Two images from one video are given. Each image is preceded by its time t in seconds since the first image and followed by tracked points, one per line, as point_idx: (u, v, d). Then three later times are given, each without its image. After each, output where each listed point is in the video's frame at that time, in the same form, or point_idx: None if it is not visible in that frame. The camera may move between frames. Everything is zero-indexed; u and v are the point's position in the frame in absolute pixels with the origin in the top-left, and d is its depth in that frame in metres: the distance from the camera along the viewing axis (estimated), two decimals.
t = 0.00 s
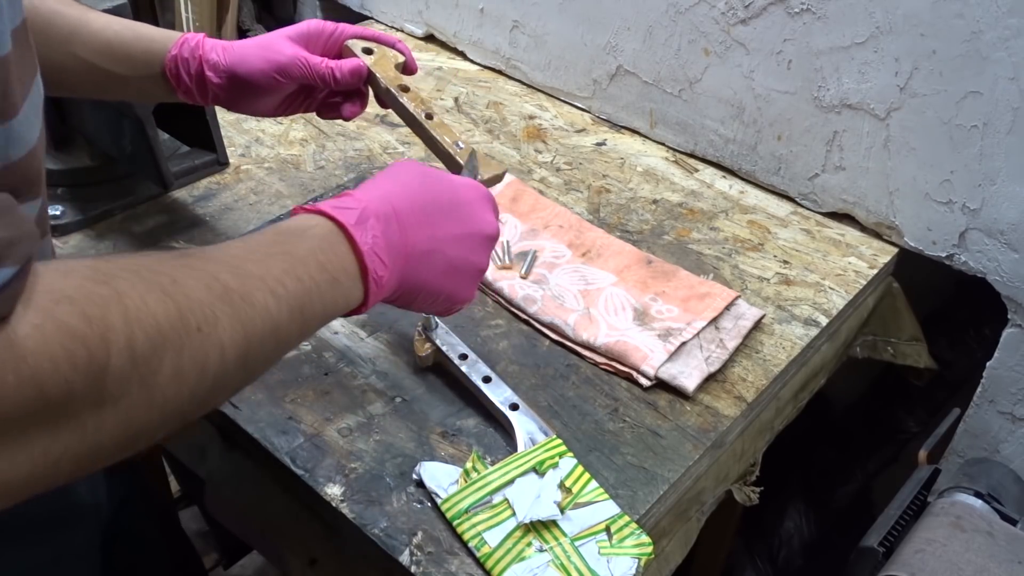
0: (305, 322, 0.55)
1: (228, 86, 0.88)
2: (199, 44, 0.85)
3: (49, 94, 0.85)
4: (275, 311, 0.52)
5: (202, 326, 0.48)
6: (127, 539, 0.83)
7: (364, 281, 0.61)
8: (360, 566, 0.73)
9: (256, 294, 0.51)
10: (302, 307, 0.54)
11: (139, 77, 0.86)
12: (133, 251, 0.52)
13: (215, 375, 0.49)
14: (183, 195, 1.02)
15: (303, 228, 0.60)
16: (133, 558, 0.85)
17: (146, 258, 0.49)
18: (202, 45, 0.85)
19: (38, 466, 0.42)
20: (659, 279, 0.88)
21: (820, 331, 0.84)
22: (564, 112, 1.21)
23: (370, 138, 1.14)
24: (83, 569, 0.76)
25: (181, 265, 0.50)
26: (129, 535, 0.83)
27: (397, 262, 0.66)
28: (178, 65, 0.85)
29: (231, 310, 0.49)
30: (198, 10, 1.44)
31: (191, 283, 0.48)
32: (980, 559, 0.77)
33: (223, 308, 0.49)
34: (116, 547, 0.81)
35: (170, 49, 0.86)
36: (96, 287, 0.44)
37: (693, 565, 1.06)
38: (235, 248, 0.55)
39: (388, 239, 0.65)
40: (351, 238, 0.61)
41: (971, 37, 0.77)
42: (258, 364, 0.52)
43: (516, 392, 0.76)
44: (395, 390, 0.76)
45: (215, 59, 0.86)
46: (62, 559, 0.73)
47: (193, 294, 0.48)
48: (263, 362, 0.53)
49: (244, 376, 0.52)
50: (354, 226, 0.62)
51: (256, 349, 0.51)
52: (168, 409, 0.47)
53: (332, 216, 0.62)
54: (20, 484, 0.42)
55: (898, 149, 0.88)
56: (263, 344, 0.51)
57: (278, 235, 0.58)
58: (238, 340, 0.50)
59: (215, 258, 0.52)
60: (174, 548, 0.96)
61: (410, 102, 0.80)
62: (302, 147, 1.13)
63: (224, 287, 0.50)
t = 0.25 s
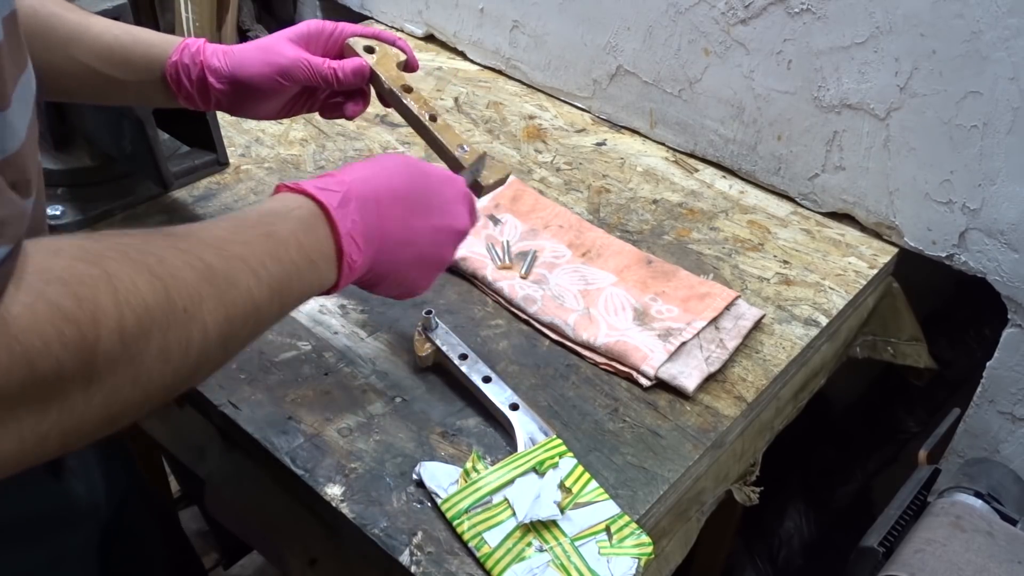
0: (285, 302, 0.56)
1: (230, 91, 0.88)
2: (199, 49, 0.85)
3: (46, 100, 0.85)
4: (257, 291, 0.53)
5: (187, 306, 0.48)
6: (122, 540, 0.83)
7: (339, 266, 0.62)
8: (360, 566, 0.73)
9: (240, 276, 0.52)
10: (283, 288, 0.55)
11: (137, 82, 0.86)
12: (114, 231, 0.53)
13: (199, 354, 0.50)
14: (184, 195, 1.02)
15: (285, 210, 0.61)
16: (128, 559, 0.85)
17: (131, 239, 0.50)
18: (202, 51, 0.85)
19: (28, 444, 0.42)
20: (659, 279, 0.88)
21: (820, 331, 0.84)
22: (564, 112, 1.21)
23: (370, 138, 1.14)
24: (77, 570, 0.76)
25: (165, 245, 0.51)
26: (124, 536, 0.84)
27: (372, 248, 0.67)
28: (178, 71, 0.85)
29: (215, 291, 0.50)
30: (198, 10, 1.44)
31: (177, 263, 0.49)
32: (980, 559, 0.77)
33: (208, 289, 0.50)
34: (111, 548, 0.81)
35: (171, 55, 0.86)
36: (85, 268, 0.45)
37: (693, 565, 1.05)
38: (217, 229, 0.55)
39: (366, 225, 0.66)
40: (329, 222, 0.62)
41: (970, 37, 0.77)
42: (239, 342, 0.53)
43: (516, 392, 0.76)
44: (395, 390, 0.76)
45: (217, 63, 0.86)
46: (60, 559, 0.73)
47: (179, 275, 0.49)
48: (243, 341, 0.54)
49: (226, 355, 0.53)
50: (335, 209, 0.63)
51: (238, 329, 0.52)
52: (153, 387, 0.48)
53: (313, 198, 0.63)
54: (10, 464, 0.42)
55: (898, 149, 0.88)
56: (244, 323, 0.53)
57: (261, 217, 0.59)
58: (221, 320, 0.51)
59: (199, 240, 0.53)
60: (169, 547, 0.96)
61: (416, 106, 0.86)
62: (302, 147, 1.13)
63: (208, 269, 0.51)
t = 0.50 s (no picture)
0: (301, 291, 0.57)
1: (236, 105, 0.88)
2: (206, 65, 0.85)
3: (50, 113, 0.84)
4: (271, 281, 0.54)
5: (200, 295, 0.50)
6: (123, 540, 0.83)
7: (352, 257, 0.63)
8: (360, 566, 0.73)
9: (258, 265, 0.53)
10: (298, 279, 0.56)
11: (147, 96, 0.86)
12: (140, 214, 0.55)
13: (210, 340, 0.51)
14: (184, 195, 1.02)
15: (309, 196, 0.62)
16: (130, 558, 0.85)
17: (152, 225, 0.51)
18: (209, 66, 0.85)
19: (41, 424, 0.44)
20: (659, 279, 0.88)
21: (820, 331, 0.84)
22: (564, 112, 1.21)
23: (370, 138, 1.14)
24: (82, 570, 0.76)
25: (185, 233, 0.52)
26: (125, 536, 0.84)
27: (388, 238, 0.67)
28: (185, 84, 0.85)
29: (229, 281, 0.51)
30: (198, 10, 1.44)
31: (193, 252, 0.50)
32: (980, 559, 0.77)
33: (222, 278, 0.51)
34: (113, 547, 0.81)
35: (177, 69, 0.86)
36: (98, 255, 0.46)
37: (693, 565, 1.05)
38: (239, 215, 0.56)
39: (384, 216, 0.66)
40: (348, 214, 0.62)
41: (970, 37, 0.77)
42: (253, 329, 0.55)
43: (516, 392, 0.76)
44: (395, 390, 0.76)
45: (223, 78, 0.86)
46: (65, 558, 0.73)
47: (194, 263, 0.50)
48: (257, 329, 0.55)
49: (240, 341, 0.54)
50: (355, 203, 0.63)
51: (251, 317, 0.53)
52: (163, 371, 0.49)
53: (335, 185, 0.63)
54: (24, 441, 0.44)
55: (898, 149, 0.88)
56: (258, 312, 0.54)
57: (284, 202, 0.59)
58: (234, 309, 0.52)
59: (219, 227, 0.54)
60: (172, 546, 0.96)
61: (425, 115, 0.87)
62: (302, 146, 1.13)
63: (225, 258, 0.52)
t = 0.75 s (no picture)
0: (346, 287, 0.57)
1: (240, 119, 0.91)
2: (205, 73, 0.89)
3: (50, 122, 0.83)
4: (320, 276, 0.54)
5: (256, 290, 0.49)
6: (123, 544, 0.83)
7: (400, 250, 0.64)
8: (361, 567, 0.73)
9: (305, 261, 0.53)
10: (342, 274, 0.56)
11: (148, 105, 0.87)
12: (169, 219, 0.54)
13: (264, 336, 0.50)
14: (183, 195, 1.02)
15: (348, 195, 0.62)
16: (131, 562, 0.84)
17: (200, 224, 0.51)
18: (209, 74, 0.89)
19: (97, 425, 0.43)
20: (659, 279, 0.88)
21: (820, 331, 0.84)
22: (564, 112, 1.21)
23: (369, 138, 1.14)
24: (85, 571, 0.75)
25: (231, 231, 0.51)
26: (124, 539, 0.83)
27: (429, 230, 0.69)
28: (189, 102, 0.88)
29: (282, 276, 0.51)
30: (198, 10, 1.44)
31: (243, 248, 0.50)
32: (980, 559, 0.77)
33: (275, 273, 0.50)
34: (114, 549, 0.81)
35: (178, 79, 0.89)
36: (152, 251, 0.45)
37: (694, 565, 1.05)
38: (279, 215, 0.56)
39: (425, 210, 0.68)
40: (390, 211, 0.63)
41: (971, 37, 0.77)
42: (303, 325, 0.54)
43: (516, 392, 0.76)
44: (395, 390, 0.76)
45: (221, 93, 0.89)
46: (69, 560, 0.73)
47: (246, 259, 0.49)
48: (306, 325, 0.54)
49: (292, 337, 0.53)
50: (396, 200, 0.64)
51: (301, 314, 0.53)
52: (223, 369, 0.49)
53: (374, 185, 0.64)
54: (81, 444, 0.43)
55: (898, 149, 0.88)
56: (309, 307, 0.53)
57: (320, 203, 0.59)
58: (287, 304, 0.51)
59: (264, 225, 0.53)
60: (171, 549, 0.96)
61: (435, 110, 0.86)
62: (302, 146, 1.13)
63: (275, 253, 0.51)
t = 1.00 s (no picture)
0: (262, 296, 0.58)
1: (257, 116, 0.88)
2: (222, 83, 0.85)
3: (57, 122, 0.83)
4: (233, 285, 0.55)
5: (167, 297, 0.50)
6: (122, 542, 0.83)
7: (306, 261, 0.62)
8: (361, 567, 0.73)
9: (219, 271, 0.54)
10: (259, 282, 0.57)
11: (158, 108, 0.86)
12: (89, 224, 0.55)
13: (174, 343, 0.51)
14: (184, 195, 1.02)
15: (254, 205, 0.62)
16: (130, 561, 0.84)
17: (123, 231, 0.51)
18: (226, 84, 0.86)
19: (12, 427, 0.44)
20: (659, 279, 0.88)
21: (820, 331, 0.84)
22: (564, 112, 1.21)
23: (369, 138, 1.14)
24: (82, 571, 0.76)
25: (147, 238, 0.52)
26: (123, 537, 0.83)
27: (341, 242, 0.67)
28: (201, 100, 0.86)
29: (194, 285, 0.52)
30: (198, 11, 1.44)
31: (161, 257, 0.51)
32: (980, 559, 0.77)
33: (190, 284, 0.52)
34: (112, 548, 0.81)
35: (193, 85, 0.86)
36: (77, 259, 0.46)
37: (694, 565, 1.05)
38: (198, 223, 0.57)
39: (332, 219, 0.66)
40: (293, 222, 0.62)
41: (970, 37, 0.77)
42: (213, 334, 0.55)
43: (516, 392, 0.76)
44: (395, 390, 0.76)
45: (237, 100, 0.86)
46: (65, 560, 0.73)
47: (162, 267, 0.51)
48: (215, 334, 0.56)
49: (200, 345, 0.54)
50: (297, 208, 0.63)
51: (214, 325, 0.54)
52: (130, 374, 0.50)
53: (276, 199, 0.63)
54: None
55: (898, 149, 0.88)
56: (221, 316, 0.54)
57: (234, 214, 0.60)
58: (199, 313, 0.52)
59: (181, 233, 0.54)
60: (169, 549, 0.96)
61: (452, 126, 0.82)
62: (302, 146, 1.13)
63: (187, 262, 0.53)
